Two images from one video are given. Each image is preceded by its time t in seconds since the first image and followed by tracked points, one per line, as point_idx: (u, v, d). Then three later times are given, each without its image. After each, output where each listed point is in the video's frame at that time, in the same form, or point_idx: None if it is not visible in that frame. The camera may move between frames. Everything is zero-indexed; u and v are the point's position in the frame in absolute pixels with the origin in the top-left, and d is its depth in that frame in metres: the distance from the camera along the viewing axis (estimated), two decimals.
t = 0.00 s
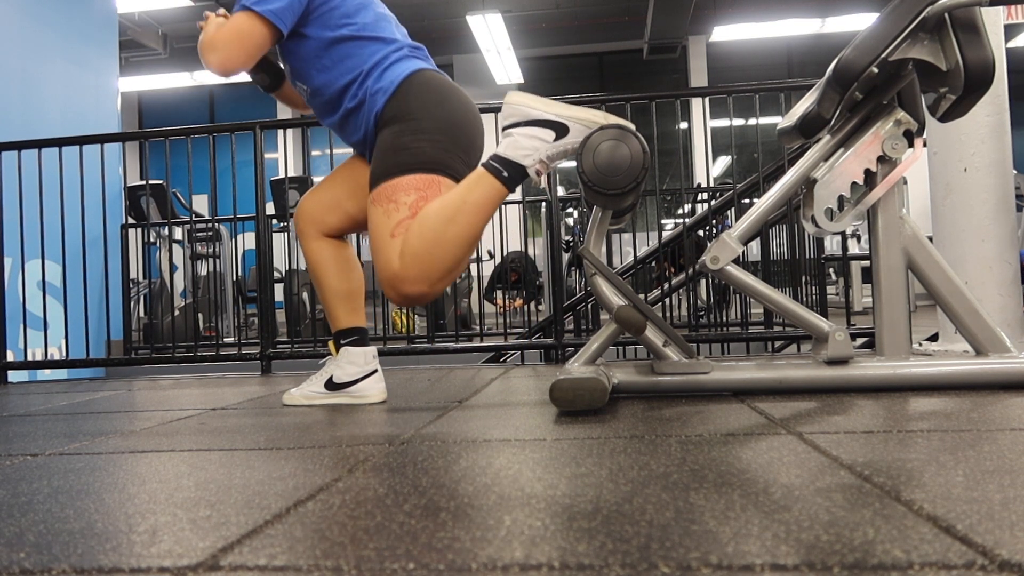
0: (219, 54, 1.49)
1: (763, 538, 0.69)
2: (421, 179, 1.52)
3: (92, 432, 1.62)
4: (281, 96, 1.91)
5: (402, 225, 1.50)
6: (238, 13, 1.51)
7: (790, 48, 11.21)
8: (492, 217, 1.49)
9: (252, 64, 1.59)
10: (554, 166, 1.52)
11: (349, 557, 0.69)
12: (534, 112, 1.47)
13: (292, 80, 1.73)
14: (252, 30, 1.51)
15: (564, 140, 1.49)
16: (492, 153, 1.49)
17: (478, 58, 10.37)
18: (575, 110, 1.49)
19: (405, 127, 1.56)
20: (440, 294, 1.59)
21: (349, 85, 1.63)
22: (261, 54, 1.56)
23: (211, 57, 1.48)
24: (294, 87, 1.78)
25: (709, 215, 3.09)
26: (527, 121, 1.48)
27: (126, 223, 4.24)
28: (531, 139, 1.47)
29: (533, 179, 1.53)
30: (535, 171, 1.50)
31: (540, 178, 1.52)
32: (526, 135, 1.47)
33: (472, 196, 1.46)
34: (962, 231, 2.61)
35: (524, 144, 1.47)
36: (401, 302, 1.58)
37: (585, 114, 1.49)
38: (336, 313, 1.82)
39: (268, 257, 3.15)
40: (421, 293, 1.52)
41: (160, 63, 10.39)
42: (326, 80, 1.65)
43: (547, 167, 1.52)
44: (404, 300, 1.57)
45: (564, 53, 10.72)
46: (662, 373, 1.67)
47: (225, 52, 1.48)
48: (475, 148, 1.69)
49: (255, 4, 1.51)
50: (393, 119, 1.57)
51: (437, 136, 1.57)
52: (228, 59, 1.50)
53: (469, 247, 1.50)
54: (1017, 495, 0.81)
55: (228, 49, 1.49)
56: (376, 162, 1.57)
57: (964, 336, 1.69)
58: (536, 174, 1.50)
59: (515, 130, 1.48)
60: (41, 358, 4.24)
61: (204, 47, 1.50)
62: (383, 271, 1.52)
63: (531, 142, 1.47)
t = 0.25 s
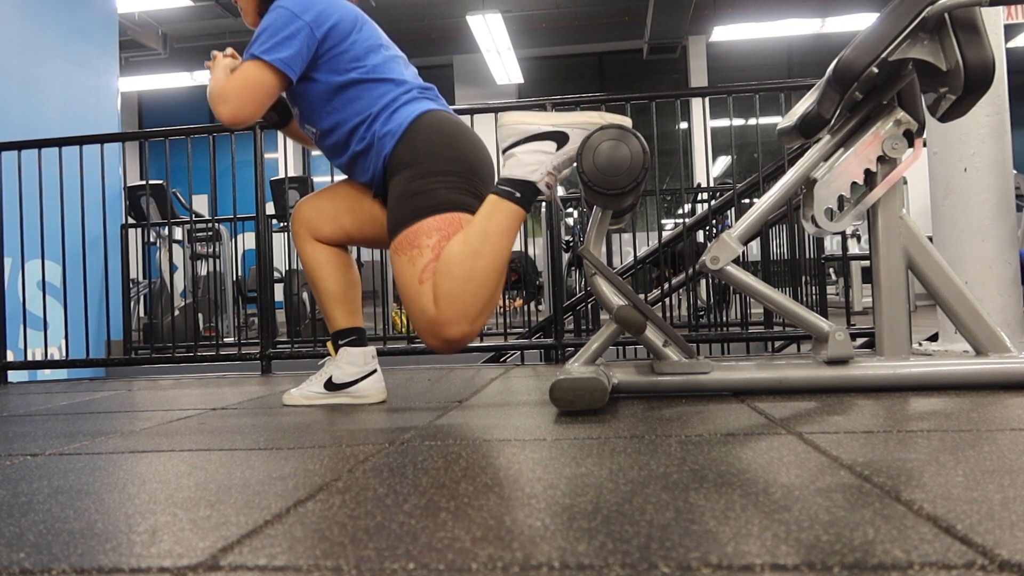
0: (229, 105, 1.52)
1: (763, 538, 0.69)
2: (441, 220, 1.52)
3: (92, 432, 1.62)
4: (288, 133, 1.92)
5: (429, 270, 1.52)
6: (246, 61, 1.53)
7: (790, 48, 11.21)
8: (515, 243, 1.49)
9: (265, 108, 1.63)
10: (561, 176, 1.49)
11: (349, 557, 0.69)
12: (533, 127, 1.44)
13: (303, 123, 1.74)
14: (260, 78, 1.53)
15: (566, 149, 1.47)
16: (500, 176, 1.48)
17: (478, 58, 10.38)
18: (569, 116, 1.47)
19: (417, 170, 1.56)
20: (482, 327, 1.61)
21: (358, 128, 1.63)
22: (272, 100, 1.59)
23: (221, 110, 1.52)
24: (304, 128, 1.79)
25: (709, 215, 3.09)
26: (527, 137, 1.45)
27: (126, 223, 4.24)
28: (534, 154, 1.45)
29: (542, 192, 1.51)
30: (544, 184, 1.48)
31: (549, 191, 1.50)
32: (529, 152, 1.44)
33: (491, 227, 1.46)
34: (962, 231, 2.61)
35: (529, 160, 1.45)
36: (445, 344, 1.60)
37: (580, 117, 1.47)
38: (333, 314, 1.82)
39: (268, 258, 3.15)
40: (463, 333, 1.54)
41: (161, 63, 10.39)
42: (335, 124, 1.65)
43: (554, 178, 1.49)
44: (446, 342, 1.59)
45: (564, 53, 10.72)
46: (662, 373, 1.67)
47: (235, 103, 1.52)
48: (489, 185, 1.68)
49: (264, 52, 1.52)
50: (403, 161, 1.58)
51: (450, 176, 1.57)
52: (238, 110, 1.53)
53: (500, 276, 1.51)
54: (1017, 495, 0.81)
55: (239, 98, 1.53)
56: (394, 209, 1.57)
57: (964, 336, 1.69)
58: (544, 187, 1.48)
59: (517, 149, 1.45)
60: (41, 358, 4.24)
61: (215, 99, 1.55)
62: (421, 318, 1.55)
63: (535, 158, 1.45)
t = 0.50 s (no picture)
0: (236, 145, 1.57)
1: (763, 538, 0.69)
2: (459, 244, 1.55)
3: (92, 432, 1.62)
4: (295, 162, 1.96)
5: (453, 294, 1.53)
6: (252, 100, 1.57)
7: (790, 48, 11.20)
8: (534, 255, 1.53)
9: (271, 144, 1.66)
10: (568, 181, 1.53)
11: (349, 557, 0.69)
12: (530, 139, 1.49)
13: (312, 155, 1.77)
14: (267, 116, 1.57)
15: (566, 154, 1.50)
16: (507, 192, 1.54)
17: (478, 58, 10.38)
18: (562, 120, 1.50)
19: (426, 200, 1.58)
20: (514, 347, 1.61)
21: (365, 158, 1.65)
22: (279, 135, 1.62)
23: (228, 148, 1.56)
24: (312, 159, 1.82)
25: (709, 215, 3.09)
26: (527, 149, 1.50)
27: (126, 223, 4.24)
28: (535, 165, 1.50)
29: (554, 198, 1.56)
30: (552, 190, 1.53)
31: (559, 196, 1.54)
32: (530, 162, 1.49)
33: (508, 242, 1.49)
34: (962, 231, 2.61)
35: (532, 171, 1.50)
36: (480, 371, 1.59)
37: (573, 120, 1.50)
38: (334, 313, 1.83)
39: (268, 258, 3.15)
40: (497, 353, 1.54)
41: (160, 63, 10.39)
42: (342, 154, 1.68)
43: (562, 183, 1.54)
44: (480, 368, 1.58)
45: (564, 53, 10.72)
46: (662, 373, 1.67)
47: (242, 144, 1.56)
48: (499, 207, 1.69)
49: (268, 90, 1.55)
50: (411, 191, 1.60)
51: (460, 204, 1.59)
52: (245, 149, 1.57)
53: (524, 290, 1.53)
54: (1017, 495, 0.81)
55: (244, 137, 1.56)
56: (410, 242, 1.60)
57: (963, 336, 1.69)
58: (553, 194, 1.53)
59: (519, 162, 1.51)
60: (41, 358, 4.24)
61: (222, 138, 1.58)
62: (453, 346, 1.55)
63: (537, 168, 1.50)
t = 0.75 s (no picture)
0: (235, 156, 1.57)
1: (763, 538, 0.69)
2: (462, 248, 1.54)
3: (92, 432, 1.62)
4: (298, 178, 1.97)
5: (459, 297, 1.51)
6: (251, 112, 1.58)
7: (790, 48, 11.21)
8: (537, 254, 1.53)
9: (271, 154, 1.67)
10: (568, 182, 1.53)
11: (349, 557, 0.69)
12: (531, 140, 1.49)
13: (314, 166, 1.77)
14: (266, 126, 1.57)
15: (566, 155, 1.50)
16: (509, 193, 1.54)
17: (478, 58, 10.38)
18: (563, 120, 1.50)
19: (426, 205, 1.57)
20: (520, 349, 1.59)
21: (366, 164, 1.65)
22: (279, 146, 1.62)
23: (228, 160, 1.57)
24: (315, 171, 1.83)
25: (709, 215, 3.09)
26: (527, 149, 1.50)
27: (126, 223, 4.24)
28: (537, 166, 1.50)
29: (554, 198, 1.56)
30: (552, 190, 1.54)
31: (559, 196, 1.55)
32: (530, 163, 1.50)
33: (512, 241, 1.49)
34: (962, 231, 2.61)
35: (532, 172, 1.50)
36: (487, 373, 1.57)
37: (574, 120, 1.50)
38: (335, 313, 1.82)
39: (268, 258, 3.15)
40: (505, 354, 1.52)
41: (160, 62, 10.38)
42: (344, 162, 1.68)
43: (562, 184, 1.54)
44: (488, 370, 1.56)
45: (564, 53, 10.72)
46: (662, 373, 1.67)
47: (240, 155, 1.57)
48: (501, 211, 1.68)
49: (267, 99, 1.56)
50: (412, 196, 1.59)
51: (460, 208, 1.58)
52: (243, 160, 1.58)
53: (529, 289, 1.52)
54: (1017, 495, 0.81)
55: (244, 149, 1.57)
56: (412, 248, 1.59)
57: (963, 336, 1.69)
58: (553, 194, 1.53)
59: (519, 163, 1.51)
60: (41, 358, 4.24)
61: (221, 148, 1.59)
62: (460, 349, 1.52)
63: (538, 169, 1.50)
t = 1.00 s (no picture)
0: (229, 119, 1.53)
1: (763, 538, 0.69)
2: (448, 231, 1.55)
3: (92, 432, 1.62)
4: (291, 154, 1.92)
5: (439, 280, 1.53)
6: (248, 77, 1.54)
7: (790, 48, 11.21)
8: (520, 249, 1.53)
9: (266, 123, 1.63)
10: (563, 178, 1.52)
11: (349, 557, 0.69)
12: (531, 132, 1.46)
13: (308, 139, 1.75)
14: (263, 92, 1.54)
15: (564, 151, 1.49)
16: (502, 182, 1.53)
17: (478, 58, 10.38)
18: (566, 116, 1.48)
19: (422, 184, 1.58)
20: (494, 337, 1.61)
21: (363, 140, 1.64)
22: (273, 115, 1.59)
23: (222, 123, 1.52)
24: (309, 144, 1.80)
25: (709, 215, 3.09)
26: (525, 141, 1.48)
27: (126, 223, 4.24)
28: (535, 158, 1.48)
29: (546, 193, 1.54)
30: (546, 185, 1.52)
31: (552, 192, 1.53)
32: (528, 156, 1.47)
33: (497, 232, 1.49)
34: (962, 231, 2.61)
35: (529, 164, 1.48)
36: (456, 357, 1.59)
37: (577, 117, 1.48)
38: (334, 313, 1.82)
39: (268, 258, 3.15)
40: (476, 342, 1.54)
41: (161, 62, 10.38)
42: (341, 137, 1.67)
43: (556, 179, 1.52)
44: (458, 353, 1.58)
45: (564, 53, 10.73)
46: (662, 373, 1.67)
47: (235, 118, 1.52)
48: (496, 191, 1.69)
49: (265, 66, 1.52)
50: (409, 173, 1.59)
51: (454, 189, 1.59)
52: (238, 125, 1.54)
53: (508, 280, 1.54)
54: (1017, 495, 0.81)
55: (240, 114, 1.53)
56: (401, 226, 1.60)
57: (963, 336, 1.69)
58: (546, 189, 1.52)
59: (516, 154, 1.48)
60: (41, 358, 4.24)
61: (215, 112, 1.54)
62: (433, 330, 1.55)
63: (535, 162, 1.48)
